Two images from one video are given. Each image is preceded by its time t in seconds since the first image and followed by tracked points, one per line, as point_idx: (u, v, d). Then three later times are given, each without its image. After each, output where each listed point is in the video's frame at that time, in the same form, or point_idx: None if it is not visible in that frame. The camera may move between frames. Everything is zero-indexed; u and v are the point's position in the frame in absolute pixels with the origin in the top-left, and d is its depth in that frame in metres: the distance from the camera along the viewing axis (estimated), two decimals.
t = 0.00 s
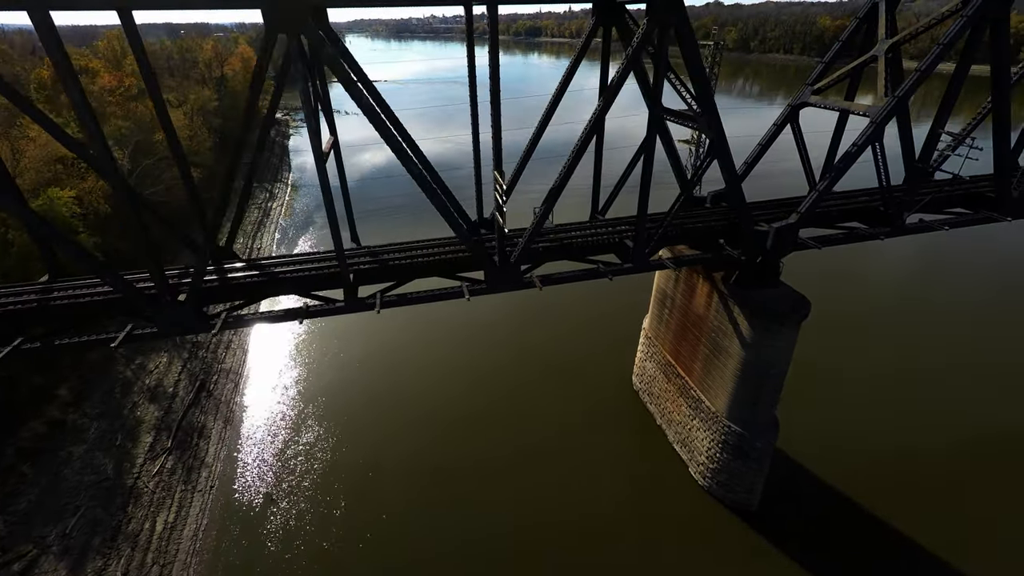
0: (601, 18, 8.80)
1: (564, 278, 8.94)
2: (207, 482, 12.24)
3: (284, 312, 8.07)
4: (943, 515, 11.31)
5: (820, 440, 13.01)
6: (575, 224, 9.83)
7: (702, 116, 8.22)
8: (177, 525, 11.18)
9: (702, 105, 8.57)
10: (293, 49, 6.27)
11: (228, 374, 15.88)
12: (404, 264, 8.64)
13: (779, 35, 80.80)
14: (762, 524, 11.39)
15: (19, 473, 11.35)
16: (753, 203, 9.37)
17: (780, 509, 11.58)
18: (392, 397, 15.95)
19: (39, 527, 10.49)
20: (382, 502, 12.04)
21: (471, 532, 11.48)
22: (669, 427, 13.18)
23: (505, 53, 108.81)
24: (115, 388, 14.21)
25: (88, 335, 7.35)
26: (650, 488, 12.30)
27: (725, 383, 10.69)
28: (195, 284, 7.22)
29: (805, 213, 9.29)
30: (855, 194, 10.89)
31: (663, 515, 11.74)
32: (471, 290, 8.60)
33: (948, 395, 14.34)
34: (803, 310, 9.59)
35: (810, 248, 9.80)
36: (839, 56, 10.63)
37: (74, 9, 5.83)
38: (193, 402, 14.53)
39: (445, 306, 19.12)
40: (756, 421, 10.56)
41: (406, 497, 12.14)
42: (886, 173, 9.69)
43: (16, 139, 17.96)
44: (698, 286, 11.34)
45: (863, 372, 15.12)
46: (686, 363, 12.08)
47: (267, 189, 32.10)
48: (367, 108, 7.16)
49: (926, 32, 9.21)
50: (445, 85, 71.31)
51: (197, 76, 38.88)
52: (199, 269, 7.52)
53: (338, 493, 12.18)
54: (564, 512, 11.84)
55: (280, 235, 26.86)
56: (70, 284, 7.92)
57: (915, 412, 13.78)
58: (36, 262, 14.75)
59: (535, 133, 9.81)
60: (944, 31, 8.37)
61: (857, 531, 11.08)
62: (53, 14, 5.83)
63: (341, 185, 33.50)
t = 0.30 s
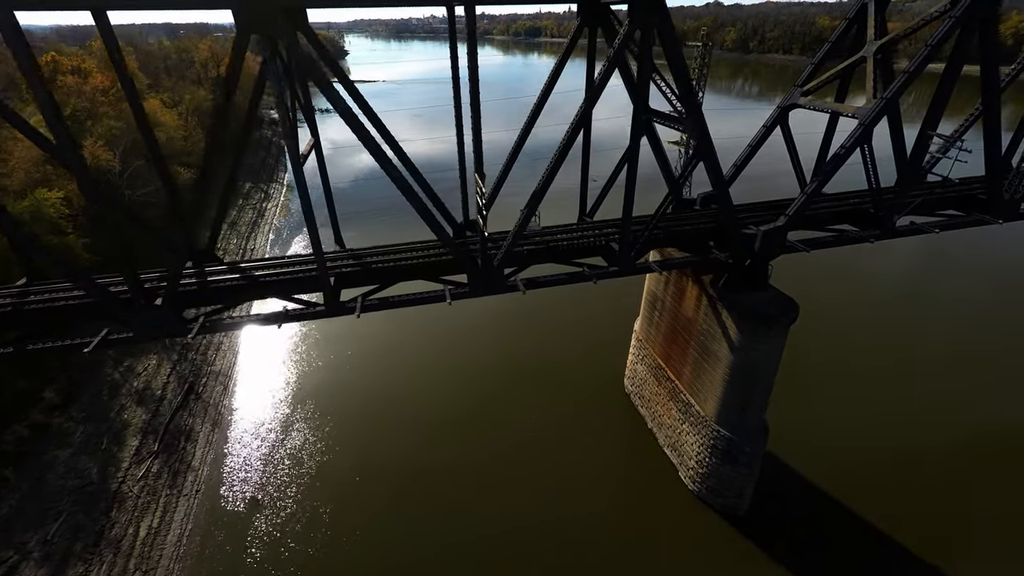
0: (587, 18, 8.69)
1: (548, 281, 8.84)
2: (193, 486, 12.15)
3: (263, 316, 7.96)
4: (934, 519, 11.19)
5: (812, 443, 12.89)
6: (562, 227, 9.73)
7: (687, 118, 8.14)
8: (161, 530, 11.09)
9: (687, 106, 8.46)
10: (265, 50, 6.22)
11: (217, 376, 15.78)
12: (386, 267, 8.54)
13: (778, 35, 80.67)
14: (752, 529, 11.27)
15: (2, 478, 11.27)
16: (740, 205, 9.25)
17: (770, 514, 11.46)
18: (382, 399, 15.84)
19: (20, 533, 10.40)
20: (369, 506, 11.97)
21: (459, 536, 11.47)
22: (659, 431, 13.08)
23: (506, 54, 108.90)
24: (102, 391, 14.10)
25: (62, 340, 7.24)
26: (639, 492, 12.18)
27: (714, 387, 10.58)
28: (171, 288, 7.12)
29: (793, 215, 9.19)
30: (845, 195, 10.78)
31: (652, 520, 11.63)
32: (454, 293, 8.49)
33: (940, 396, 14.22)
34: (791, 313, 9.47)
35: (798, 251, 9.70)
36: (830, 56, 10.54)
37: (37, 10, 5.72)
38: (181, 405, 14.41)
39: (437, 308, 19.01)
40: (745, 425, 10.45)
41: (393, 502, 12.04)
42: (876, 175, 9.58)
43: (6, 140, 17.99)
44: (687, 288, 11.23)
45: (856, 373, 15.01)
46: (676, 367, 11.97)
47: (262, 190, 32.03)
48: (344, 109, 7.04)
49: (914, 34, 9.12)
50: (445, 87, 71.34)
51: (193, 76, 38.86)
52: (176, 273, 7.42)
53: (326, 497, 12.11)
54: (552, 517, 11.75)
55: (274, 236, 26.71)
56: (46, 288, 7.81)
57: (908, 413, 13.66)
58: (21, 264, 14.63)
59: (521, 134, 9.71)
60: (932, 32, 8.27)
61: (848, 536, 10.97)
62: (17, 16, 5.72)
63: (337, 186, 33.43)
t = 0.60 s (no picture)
0: (571, 19, 8.58)
1: (532, 284, 8.73)
2: (179, 490, 12.06)
3: (240, 321, 7.87)
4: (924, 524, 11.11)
5: (804, 448, 12.78)
6: (548, 229, 9.62)
7: (671, 120, 8.04)
8: (145, 535, 11.01)
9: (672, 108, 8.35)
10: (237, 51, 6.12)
11: (207, 378, 15.68)
12: (367, 271, 8.43)
13: (778, 35, 80.49)
14: (740, 535, 11.20)
15: None
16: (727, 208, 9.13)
17: (759, 520, 11.38)
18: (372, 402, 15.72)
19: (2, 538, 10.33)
20: (356, 512, 11.90)
21: (446, 543, 11.42)
22: (650, 435, 12.98)
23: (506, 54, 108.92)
24: (89, 394, 14.01)
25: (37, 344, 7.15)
26: (628, 497, 12.11)
27: (702, 391, 10.48)
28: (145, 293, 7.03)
29: (780, 219, 9.09)
30: (836, 198, 10.66)
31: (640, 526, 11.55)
32: (435, 297, 8.38)
33: (933, 399, 14.11)
34: (778, 318, 9.38)
35: (787, 255, 9.59)
36: (819, 57, 10.44)
37: None
38: (169, 408, 14.31)
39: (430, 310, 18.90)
40: (733, 430, 10.35)
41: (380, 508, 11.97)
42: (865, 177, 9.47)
43: None
44: (676, 291, 11.12)
45: (849, 375, 14.90)
46: (666, 371, 11.87)
47: (257, 190, 31.94)
48: (320, 111, 6.93)
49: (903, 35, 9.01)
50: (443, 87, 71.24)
51: (189, 77, 38.81)
52: (151, 277, 7.32)
53: (313, 503, 12.04)
54: (540, 523, 11.71)
55: (268, 237, 26.54)
56: (22, 291, 7.72)
57: (901, 416, 13.56)
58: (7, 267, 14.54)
59: (507, 136, 9.60)
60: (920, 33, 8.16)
61: (837, 543, 10.90)
62: None
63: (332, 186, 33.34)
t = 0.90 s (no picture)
0: (555, 20, 8.43)
1: (516, 288, 8.60)
2: (163, 495, 12.00)
3: (216, 327, 7.77)
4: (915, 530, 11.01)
5: (795, 452, 12.67)
6: (533, 232, 9.49)
7: (656, 122, 7.92)
8: (128, 540, 10.97)
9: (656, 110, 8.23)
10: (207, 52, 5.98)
11: (195, 381, 15.59)
12: (347, 275, 8.30)
13: (777, 35, 80.20)
14: (729, 542, 11.12)
15: None
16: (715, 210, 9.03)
17: (748, 526, 11.30)
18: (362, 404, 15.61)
19: None
20: (342, 517, 11.84)
21: (433, 550, 11.35)
22: (640, 439, 12.88)
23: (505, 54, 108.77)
24: (76, 397, 13.90)
25: (9, 350, 7.06)
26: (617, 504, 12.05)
27: (691, 396, 10.37)
28: (118, 298, 6.94)
29: (768, 221, 8.97)
30: (826, 199, 10.52)
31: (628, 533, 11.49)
32: (416, 302, 8.25)
33: (926, 402, 14.00)
34: (766, 322, 9.27)
35: (775, 258, 9.48)
36: (808, 58, 10.34)
37: None
38: (156, 411, 14.20)
39: (421, 312, 18.78)
40: (722, 436, 10.24)
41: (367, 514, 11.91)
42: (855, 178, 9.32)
43: None
44: (665, 295, 11.00)
45: (842, 378, 14.79)
46: (655, 375, 11.76)
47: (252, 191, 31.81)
48: (295, 115, 6.82)
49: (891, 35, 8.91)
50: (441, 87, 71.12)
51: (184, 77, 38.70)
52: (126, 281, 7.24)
53: (299, 508, 12.00)
54: (527, 530, 11.63)
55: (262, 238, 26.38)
56: None
57: (893, 419, 13.45)
58: None
59: (491, 139, 9.49)
60: (909, 33, 8.05)
61: (826, 550, 10.82)
62: None
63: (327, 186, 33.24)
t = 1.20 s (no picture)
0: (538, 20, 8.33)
1: (499, 292, 8.52)
2: (149, 499, 11.94)
3: (193, 331, 7.68)
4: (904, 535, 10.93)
5: (786, 456, 12.58)
6: (518, 236, 9.39)
7: (639, 124, 7.82)
8: (111, 546, 10.91)
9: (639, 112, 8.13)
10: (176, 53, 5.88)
11: (184, 384, 15.49)
12: (327, 279, 8.20)
13: (777, 35, 79.97)
14: (717, 547, 11.05)
15: None
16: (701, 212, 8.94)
17: (737, 531, 11.24)
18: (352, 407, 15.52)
19: None
20: (328, 522, 11.77)
21: (418, 556, 11.26)
22: (630, 443, 12.78)
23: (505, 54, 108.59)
24: (62, 400, 13.80)
25: None
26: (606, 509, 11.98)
27: (678, 400, 10.27)
28: (92, 304, 6.88)
29: (755, 224, 8.88)
30: (816, 202, 10.43)
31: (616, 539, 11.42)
32: (396, 306, 8.16)
33: (918, 405, 13.88)
34: (752, 326, 9.18)
35: (762, 261, 9.39)
36: (797, 59, 10.23)
37: None
38: (144, 414, 14.12)
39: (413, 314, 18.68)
40: (709, 441, 10.15)
41: (353, 519, 11.83)
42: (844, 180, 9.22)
43: None
44: (653, 298, 10.90)
45: (834, 381, 14.67)
46: (644, 379, 11.66)
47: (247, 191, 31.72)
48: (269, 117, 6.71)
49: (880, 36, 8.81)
50: (440, 87, 71.00)
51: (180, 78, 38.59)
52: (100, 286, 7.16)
53: (285, 512, 11.95)
54: (516, 539, 11.53)
55: (256, 239, 26.24)
56: None
57: (885, 423, 13.35)
58: None
59: (475, 141, 9.39)
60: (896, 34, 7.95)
61: (814, 554, 10.74)
62: None
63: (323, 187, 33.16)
